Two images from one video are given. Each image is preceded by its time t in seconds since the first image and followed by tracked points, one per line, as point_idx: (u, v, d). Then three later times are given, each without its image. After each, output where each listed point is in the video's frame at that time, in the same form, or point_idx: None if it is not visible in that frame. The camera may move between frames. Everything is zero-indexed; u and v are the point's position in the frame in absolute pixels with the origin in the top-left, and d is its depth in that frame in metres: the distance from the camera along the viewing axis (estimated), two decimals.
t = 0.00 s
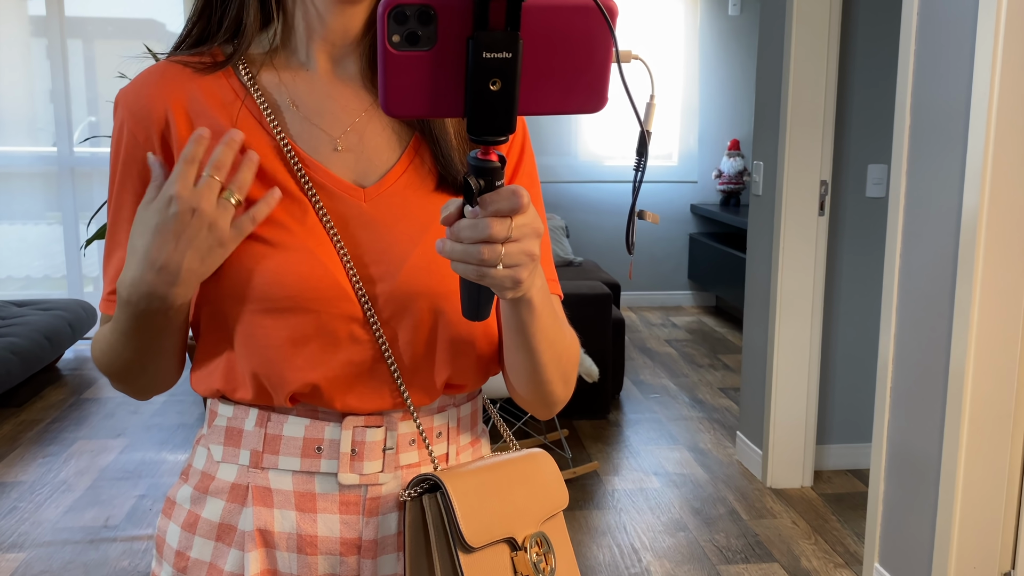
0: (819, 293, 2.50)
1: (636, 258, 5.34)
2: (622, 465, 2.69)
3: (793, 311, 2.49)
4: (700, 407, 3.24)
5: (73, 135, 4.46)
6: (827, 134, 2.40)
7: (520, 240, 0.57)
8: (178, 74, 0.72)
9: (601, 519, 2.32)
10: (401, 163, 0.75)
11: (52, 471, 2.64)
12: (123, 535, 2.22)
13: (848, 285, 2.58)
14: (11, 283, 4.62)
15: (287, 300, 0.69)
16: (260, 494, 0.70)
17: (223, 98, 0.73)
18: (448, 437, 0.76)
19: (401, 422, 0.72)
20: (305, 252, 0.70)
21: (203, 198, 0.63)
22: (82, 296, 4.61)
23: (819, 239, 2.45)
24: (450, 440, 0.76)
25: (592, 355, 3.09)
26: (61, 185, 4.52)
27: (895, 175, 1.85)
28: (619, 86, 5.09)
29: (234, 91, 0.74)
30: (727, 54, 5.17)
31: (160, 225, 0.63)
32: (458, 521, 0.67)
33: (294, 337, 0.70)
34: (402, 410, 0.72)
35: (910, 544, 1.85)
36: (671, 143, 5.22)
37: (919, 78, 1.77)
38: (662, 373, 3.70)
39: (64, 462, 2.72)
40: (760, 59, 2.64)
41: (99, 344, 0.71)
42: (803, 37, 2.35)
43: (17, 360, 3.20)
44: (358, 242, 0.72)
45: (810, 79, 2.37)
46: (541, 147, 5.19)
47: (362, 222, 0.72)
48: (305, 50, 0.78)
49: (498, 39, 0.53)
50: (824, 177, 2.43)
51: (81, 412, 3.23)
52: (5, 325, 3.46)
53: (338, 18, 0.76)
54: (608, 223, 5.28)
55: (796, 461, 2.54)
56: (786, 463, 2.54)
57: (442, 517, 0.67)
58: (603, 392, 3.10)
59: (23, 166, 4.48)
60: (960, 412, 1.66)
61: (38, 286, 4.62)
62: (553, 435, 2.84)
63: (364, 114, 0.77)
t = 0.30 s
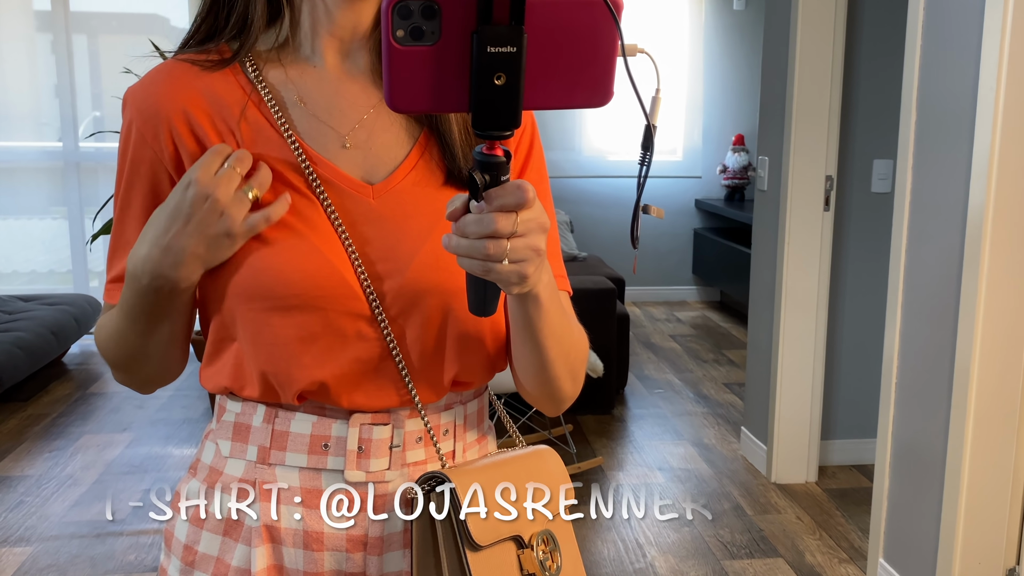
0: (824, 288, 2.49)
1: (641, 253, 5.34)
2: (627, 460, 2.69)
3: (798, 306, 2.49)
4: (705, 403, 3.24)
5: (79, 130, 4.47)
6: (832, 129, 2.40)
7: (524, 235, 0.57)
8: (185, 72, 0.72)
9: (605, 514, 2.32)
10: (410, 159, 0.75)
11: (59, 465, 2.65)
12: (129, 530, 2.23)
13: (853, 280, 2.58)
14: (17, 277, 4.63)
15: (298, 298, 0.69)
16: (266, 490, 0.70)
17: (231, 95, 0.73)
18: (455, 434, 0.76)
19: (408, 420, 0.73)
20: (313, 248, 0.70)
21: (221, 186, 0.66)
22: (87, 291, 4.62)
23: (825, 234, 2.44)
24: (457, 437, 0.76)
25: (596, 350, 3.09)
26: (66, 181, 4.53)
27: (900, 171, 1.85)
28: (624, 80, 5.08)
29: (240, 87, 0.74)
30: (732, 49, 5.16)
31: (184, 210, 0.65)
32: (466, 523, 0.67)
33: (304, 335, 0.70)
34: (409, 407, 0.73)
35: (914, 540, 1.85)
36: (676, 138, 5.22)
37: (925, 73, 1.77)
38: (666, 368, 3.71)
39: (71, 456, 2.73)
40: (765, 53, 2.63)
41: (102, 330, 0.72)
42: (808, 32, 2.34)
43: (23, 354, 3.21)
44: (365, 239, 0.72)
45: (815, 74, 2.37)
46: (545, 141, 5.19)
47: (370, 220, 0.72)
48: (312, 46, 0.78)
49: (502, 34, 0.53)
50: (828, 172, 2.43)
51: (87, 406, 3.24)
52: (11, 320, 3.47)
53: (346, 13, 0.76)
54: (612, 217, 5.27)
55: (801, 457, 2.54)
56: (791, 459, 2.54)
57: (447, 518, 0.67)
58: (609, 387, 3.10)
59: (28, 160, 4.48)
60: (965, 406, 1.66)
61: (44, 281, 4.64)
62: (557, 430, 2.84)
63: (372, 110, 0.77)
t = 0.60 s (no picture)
0: (826, 285, 2.49)
1: (643, 250, 5.34)
2: (630, 457, 2.69)
3: (801, 304, 2.49)
4: (707, 400, 3.24)
5: (82, 129, 4.48)
6: (834, 126, 2.40)
7: (529, 231, 0.58)
8: (189, 69, 0.73)
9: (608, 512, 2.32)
10: (413, 155, 0.75)
11: (63, 462, 2.66)
12: (133, 527, 2.23)
13: (856, 277, 2.58)
14: (21, 275, 4.64)
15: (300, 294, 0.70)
16: (269, 483, 0.71)
17: (233, 92, 0.73)
18: (457, 429, 0.76)
19: (410, 415, 0.73)
20: (315, 244, 0.70)
21: (215, 212, 0.60)
22: (91, 288, 4.63)
23: (827, 231, 2.44)
24: (459, 432, 0.76)
25: (599, 347, 3.09)
26: (70, 179, 4.53)
27: (903, 168, 1.84)
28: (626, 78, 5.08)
29: (243, 84, 0.74)
30: (735, 46, 5.16)
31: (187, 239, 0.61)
32: (469, 522, 0.68)
33: (307, 331, 0.70)
34: (412, 403, 0.73)
35: (916, 537, 1.85)
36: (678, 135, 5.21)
37: (928, 70, 1.77)
38: (669, 365, 3.71)
39: (75, 453, 2.74)
40: (768, 50, 2.63)
41: (105, 333, 0.70)
42: (811, 29, 2.34)
43: (27, 352, 3.22)
44: (368, 237, 0.72)
45: (818, 71, 2.36)
46: (548, 139, 5.19)
47: (373, 217, 0.72)
48: (315, 44, 0.78)
49: (504, 31, 0.53)
50: (832, 170, 2.43)
51: (91, 404, 3.25)
52: (14, 318, 3.48)
53: (351, 11, 0.77)
54: (614, 215, 5.27)
55: (804, 454, 2.54)
56: (793, 456, 2.54)
57: (446, 518, 0.67)
58: (612, 384, 3.10)
59: (32, 159, 4.49)
60: (969, 403, 1.65)
61: (47, 278, 4.65)
62: (560, 427, 2.85)
63: (375, 107, 0.77)
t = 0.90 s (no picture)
0: (826, 284, 2.49)
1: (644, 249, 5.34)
2: (630, 456, 2.69)
3: (801, 302, 2.49)
4: (708, 399, 3.25)
5: (82, 129, 4.48)
6: (834, 125, 2.40)
7: (524, 231, 0.58)
8: (187, 69, 0.74)
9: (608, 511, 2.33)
10: (408, 156, 0.75)
11: (64, 462, 2.66)
12: (134, 526, 2.24)
13: (856, 276, 2.58)
14: (22, 276, 4.64)
15: (293, 295, 0.70)
16: (265, 478, 0.72)
17: (231, 93, 0.74)
18: (451, 427, 0.76)
19: (403, 413, 0.73)
20: (309, 243, 0.71)
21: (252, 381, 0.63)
22: (91, 289, 4.63)
23: (827, 230, 2.44)
24: (453, 430, 0.76)
25: (599, 347, 3.09)
26: (70, 179, 4.54)
27: (902, 166, 1.85)
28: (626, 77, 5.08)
29: (239, 84, 0.75)
30: (735, 45, 5.16)
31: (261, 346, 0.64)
32: (461, 518, 0.68)
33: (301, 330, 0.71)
34: (405, 401, 0.73)
35: (916, 535, 1.86)
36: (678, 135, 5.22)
37: (927, 69, 1.77)
38: (669, 365, 3.71)
39: (75, 454, 2.74)
40: (767, 49, 2.63)
41: (121, 334, 0.74)
42: (810, 28, 2.34)
43: (27, 352, 3.22)
44: (362, 236, 0.72)
45: (817, 71, 2.37)
46: (549, 138, 5.19)
47: (366, 216, 0.72)
48: (311, 45, 0.78)
49: (503, 31, 0.53)
50: (831, 169, 2.43)
51: (91, 404, 3.25)
52: (15, 318, 3.48)
53: (346, 13, 0.76)
54: (614, 214, 5.28)
55: (804, 453, 2.54)
56: (793, 455, 2.54)
57: (450, 518, 0.67)
58: (612, 384, 3.10)
59: (32, 159, 4.50)
60: (968, 400, 1.66)
61: (48, 279, 4.65)
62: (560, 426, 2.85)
63: (371, 107, 0.78)
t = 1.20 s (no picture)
0: (825, 284, 2.50)
1: (644, 250, 5.34)
2: (630, 456, 2.70)
3: (801, 302, 2.49)
4: (708, 399, 3.25)
5: (82, 131, 4.48)
6: (833, 125, 2.40)
7: (522, 231, 0.58)
8: (186, 72, 0.75)
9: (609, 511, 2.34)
10: (402, 156, 0.76)
11: (64, 464, 2.66)
12: (135, 528, 2.24)
13: (855, 275, 2.58)
14: (21, 277, 4.65)
15: (287, 293, 0.71)
16: (262, 476, 0.72)
17: (227, 95, 0.75)
18: (448, 426, 0.76)
19: (399, 411, 0.73)
20: (305, 242, 0.71)
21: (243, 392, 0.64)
22: (91, 290, 4.64)
23: (826, 230, 2.45)
24: (450, 428, 0.76)
25: (599, 347, 3.10)
26: (70, 181, 4.54)
27: (901, 166, 1.85)
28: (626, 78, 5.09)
29: (236, 86, 0.76)
30: (734, 45, 5.16)
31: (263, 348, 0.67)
32: (457, 516, 0.68)
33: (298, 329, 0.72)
34: (400, 400, 0.74)
35: (916, 534, 1.86)
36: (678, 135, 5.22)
37: (926, 69, 1.77)
38: (669, 365, 3.71)
39: (76, 455, 2.74)
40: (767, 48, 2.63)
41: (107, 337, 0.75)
42: (809, 28, 2.35)
43: (27, 354, 3.22)
44: (356, 236, 0.72)
45: (816, 70, 2.37)
46: (549, 139, 5.19)
47: (360, 216, 0.73)
48: (307, 47, 0.79)
49: (501, 33, 0.53)
50: (830, 169, 2.44)
51: (92, 405, 3.25)
52: (15, 320, 3.48)
53: (342, 15, 0.77)
54: (614, 215, 5.28)
55: (804, 452, 2.55)
56: (793, 454, 2.54)
57: (451, 518, 0.68)
58: (612, 384, 3.10)
59: (31, 161, 4.50)
60: (968, 399, 1.66)
61: (48, 281, 4.65)
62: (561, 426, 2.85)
63: (366, 108, 0.78)
